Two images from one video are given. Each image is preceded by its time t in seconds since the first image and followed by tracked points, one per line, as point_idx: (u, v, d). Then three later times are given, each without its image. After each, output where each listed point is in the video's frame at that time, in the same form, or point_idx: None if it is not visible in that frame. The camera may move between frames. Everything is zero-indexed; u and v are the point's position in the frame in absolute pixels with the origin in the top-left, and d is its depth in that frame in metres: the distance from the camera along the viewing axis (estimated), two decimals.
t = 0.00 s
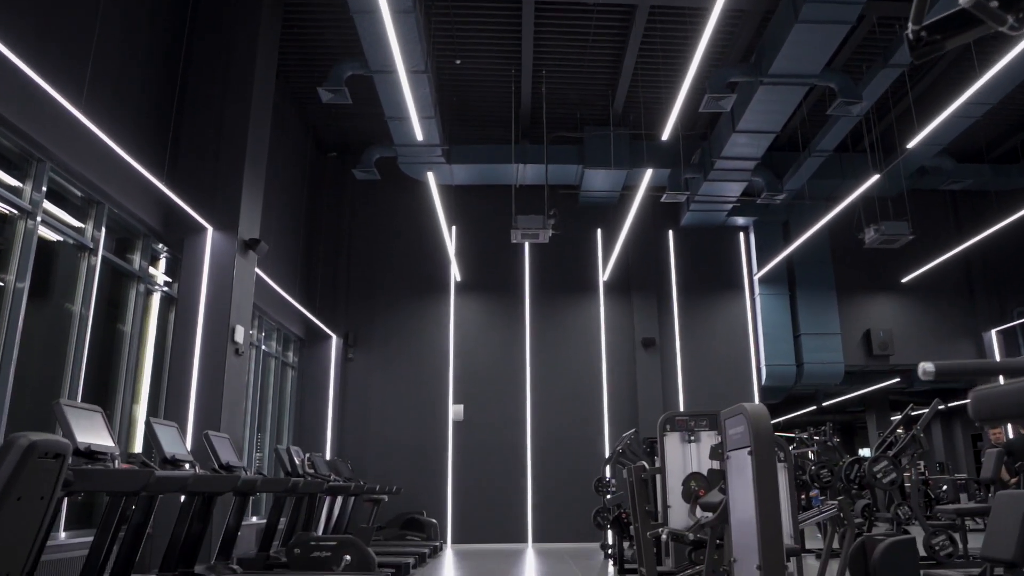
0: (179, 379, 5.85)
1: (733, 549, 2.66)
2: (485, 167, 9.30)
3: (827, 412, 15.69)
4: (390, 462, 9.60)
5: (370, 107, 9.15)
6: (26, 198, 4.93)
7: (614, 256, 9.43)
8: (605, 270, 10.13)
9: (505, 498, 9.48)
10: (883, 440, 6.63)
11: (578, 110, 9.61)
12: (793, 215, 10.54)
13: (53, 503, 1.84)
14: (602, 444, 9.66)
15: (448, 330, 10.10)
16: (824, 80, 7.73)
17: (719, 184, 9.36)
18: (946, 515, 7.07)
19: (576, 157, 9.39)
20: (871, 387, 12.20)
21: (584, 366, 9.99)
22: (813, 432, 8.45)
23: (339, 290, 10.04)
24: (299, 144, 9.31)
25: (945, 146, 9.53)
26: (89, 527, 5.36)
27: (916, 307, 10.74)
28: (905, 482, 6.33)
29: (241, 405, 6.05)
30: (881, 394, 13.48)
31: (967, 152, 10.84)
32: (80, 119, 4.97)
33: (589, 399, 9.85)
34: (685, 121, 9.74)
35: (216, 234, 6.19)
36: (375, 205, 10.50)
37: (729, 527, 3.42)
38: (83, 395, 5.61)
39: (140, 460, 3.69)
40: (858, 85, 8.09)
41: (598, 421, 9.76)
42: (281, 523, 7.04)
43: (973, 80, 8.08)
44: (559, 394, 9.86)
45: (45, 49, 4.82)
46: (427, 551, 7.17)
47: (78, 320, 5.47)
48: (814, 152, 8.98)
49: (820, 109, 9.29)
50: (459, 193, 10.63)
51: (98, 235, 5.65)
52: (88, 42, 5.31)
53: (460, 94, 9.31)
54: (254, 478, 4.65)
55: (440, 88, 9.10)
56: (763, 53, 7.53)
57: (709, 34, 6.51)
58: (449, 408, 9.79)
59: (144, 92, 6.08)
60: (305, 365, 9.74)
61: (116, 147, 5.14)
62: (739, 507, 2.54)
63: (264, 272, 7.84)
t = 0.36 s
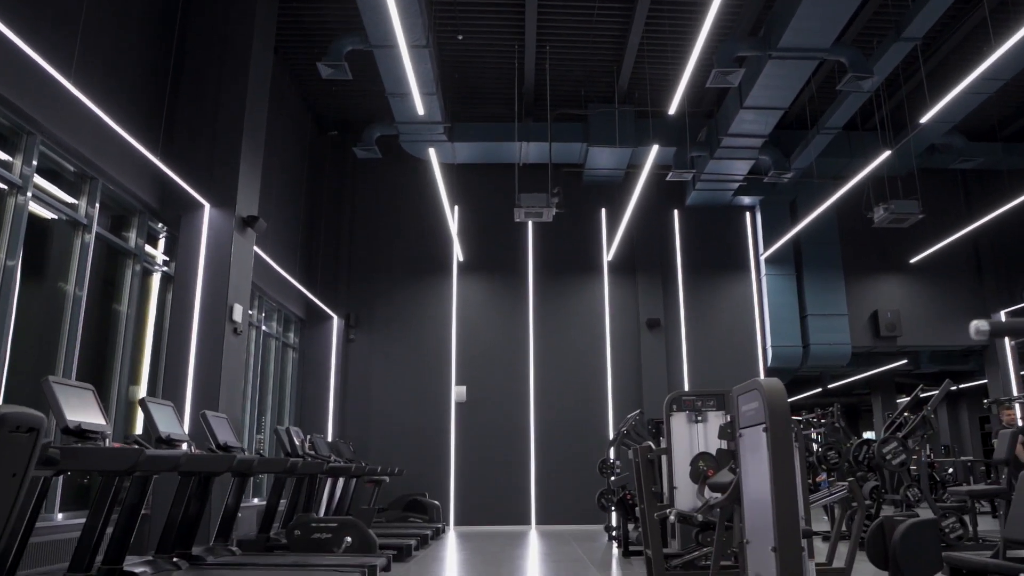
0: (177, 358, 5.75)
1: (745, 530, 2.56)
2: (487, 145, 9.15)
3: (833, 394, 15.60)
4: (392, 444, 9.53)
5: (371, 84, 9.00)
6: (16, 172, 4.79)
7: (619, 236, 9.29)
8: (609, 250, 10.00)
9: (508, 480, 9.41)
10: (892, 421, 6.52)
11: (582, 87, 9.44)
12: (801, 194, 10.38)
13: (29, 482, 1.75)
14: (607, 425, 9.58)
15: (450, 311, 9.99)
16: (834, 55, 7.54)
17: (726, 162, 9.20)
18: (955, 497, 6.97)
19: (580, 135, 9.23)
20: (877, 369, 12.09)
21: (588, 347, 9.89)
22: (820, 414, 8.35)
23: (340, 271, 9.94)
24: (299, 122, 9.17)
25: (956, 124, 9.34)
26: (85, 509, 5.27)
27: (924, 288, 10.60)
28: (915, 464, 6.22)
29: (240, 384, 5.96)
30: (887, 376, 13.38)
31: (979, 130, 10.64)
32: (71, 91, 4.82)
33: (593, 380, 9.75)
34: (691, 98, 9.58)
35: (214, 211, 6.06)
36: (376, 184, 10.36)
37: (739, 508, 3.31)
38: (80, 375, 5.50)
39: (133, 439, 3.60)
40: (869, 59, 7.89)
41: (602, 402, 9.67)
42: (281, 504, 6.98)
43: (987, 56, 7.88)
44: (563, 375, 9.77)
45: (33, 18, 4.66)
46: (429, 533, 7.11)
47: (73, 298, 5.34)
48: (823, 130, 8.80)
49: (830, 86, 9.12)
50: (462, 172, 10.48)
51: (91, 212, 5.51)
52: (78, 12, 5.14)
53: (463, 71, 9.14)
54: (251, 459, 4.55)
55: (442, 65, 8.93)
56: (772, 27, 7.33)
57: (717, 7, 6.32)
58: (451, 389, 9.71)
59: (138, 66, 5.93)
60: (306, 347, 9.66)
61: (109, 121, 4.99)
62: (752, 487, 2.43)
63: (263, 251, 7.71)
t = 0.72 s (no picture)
0: (174, 340, 5.64)
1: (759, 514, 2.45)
2: (490, 124, 9.00)
3: (838, 377, 15.51)
4: (395, 427, 9.46)
5: (371, 61, 8.83)
6: (6, 147, 4.64)
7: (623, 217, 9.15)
8: (613, 232, 9.85)
9: (512, 464, 9.34)
10: (902, 404, 6.41)
11: (586, 66, 9.27)
12: (808, 175, 10.21)
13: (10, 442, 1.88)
14: (611, 408, 9.48)
15: (453, 293, 9.88)
16: (845, 30, 7.35)
17: (733, 142, 9.03)
18: (964, 481, 6.89)
19: (584, 114, 9.06)
20: (885, 352, 11.97)
21: (592, 330, 9.77)
22: (826, 397, 8.25)
23: (342, 253, 9.84)
24: (299, 101, 9.02)
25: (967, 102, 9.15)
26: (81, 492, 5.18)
27: (933, 271, 10.44)
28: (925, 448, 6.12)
29: (238, 366, 5.85)
30: (894, 359, 13.25)
31: (991, 109, 10.44)
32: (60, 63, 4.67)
33: (596, 363, 9.64)
34: (697, 76, 9.40)
35: (210, 189, 5.93)
36: (377, 164, 10.21)
37: (751, 492, 3.20)
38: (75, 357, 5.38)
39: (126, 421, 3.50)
40: (881, 35, 7.70)
41: (607, 385, 9.57)
42: (282, 487, 6.90)
43: (1002, 31, 7.68)
44: (566, 358, 9.66)
45: None
46: (431, 516, 7.04)
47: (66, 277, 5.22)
48: (831, 109, 8.63)
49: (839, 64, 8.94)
50: (464, 152, 10.33)
51: (85, 189, 5.37)
52: None
53: (465, 48, 8.96)
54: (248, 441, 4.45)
55: (444, 42, 8.76)
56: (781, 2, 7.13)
57: None
58: (453, 372, 9.61)
59: (130, 41, 5.78)
60: (307, 329, 9.58)
61: (100, 94, 4.84)
62: (769, 468, 2.31)
63: (262, 232, 7.59)
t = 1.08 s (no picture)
0: (170, 321, 5.53)
1: (774, 497, 2.34)
2: (492, 104, 8.84)
3: (843, 361, 15.41)
4: (397, 411, 9.38)
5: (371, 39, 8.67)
6: None
7: (627, 198, 9.00)
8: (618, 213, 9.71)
9: (515, 447, 9.26)
10: (912, 387, 6.29)
11: (590, 43, 9.09)
12: (816, 155, 10.05)
13: None
14: (614, 392, 9.38)
15: (455, 276, 9.75)
16: (855, 5, 7.16)
17: (739, 121, 8.86)
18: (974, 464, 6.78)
19: (588, 93, 8.89)
20: (891, 335, 11.85)
21: (595, 312, 9.66)
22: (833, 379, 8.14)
23: (343, 235, 9.72)
24: (298, 80, 8.85)
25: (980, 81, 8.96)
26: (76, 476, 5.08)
27: (941, 253, 10.29)
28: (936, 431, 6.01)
29: (235, 348, 5.75)
30: (900, 343, 13.14)
31: (1003, 87, 10.24)
32: (48, 35, 4.50)
33: (600, 347, 9.53)
34: (703, 54, 9.23)
35: (207, 167, 5.79)
36: (378, 145, 10.06)
37: (761, 475, 3.10)
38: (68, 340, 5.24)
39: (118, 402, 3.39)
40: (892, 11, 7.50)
41: (610, 369, 9.47)
42: (282, 470, 6.83)
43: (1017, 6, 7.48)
44: (569, 342, 9.55)
45: None
46: (433, 500, 6.96)
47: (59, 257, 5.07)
48: (840, 87, 8.45)
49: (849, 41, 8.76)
50: (466, 133, 10.17)
51: (77, 166, 5.21)
52: None
53: (467, 26, 8.79)
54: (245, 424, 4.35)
55: (445, 19, 8.58)
56: None
57: None
58: (456, 355, 9.52)
59: (122, 15, 5.62)
60: (308, 311, 9.49)
61: (91, 68, 4.68)
62: (786, 449, 2.20)
63: (260, 212, 7.46)
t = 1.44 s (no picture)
0: (165, 301, 5.43)
1: (791, 477, 2.23)
2: (494, 81, 8.68)
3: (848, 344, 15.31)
4: (398, 393, 9.29)
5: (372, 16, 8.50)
6: None
7: (631, 178, 8.85)
8: (621, 192, 9.57)
9: (517, 430, 9.18)
10: (922, 367, 6.18)
11: (594, 19, 8.91)
12: (823, 135, 9.88)
13: None
14: (617, 374, 9.29)
15: (456, 257, 9.63)
16: None
17: (745, 99, 8.68)
18: (984, 445, 6.68)
19: (592, 70, 8.71)
20: (897, 317, 11.73)
21: (598, 294, 9.54)
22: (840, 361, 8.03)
23: (344, 215, 9.60)
24: (297, 57, 8.69)
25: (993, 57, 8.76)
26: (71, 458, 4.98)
27: (950, 234, 10.14)
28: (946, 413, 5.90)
29: (232, 328, 5.65)
30: (907, 326, 13.02)
31: (1016, 64, 10.04)
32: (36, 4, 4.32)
33: (604, 328, 9.42)
34: (710, 30, 9.04)
35: (202, 143, 5.66)
36: (378, 124, 9.92)
37: (772, 456, 2.99)
38: (60, 321, 5.10)
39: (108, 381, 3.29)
40: None
41: (614, 351, 9.36)
42: (282, 453, 6.75)
43: None
44: (572, 323, 9.44)
45: None
46: (434, 483, 6.88)
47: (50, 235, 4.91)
48: (849, 64, 8.27)
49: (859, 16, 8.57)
50: (467, 112, 10.01)
51: (68, 142, 5.03)
52: None
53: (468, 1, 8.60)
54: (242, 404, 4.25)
55: None
56: None
57: None
58: (457, 337, 9.41)
59: None
60: (308, 292, 9.39)
61: (82, 39, 4.52)
62: (805, 428, 2.08)
63: (258, 191, 7.33)
